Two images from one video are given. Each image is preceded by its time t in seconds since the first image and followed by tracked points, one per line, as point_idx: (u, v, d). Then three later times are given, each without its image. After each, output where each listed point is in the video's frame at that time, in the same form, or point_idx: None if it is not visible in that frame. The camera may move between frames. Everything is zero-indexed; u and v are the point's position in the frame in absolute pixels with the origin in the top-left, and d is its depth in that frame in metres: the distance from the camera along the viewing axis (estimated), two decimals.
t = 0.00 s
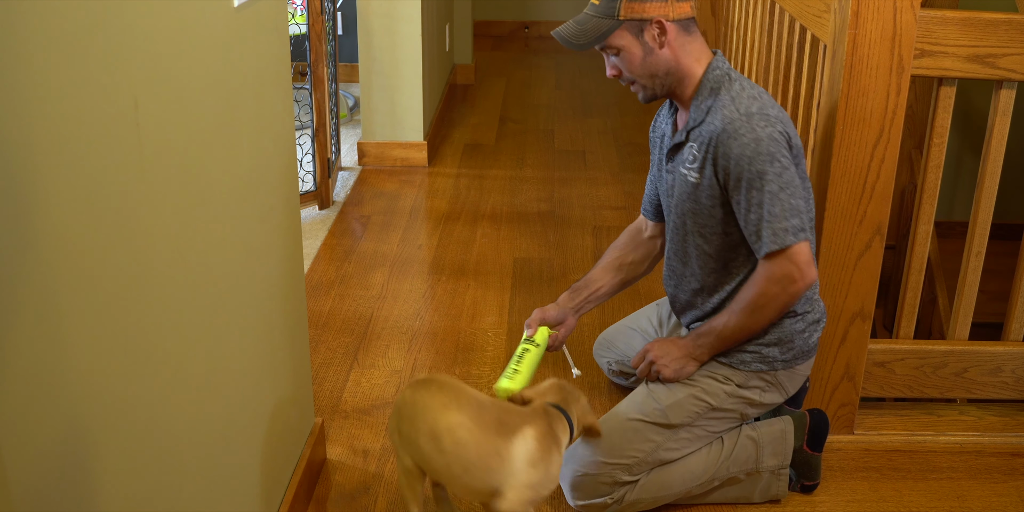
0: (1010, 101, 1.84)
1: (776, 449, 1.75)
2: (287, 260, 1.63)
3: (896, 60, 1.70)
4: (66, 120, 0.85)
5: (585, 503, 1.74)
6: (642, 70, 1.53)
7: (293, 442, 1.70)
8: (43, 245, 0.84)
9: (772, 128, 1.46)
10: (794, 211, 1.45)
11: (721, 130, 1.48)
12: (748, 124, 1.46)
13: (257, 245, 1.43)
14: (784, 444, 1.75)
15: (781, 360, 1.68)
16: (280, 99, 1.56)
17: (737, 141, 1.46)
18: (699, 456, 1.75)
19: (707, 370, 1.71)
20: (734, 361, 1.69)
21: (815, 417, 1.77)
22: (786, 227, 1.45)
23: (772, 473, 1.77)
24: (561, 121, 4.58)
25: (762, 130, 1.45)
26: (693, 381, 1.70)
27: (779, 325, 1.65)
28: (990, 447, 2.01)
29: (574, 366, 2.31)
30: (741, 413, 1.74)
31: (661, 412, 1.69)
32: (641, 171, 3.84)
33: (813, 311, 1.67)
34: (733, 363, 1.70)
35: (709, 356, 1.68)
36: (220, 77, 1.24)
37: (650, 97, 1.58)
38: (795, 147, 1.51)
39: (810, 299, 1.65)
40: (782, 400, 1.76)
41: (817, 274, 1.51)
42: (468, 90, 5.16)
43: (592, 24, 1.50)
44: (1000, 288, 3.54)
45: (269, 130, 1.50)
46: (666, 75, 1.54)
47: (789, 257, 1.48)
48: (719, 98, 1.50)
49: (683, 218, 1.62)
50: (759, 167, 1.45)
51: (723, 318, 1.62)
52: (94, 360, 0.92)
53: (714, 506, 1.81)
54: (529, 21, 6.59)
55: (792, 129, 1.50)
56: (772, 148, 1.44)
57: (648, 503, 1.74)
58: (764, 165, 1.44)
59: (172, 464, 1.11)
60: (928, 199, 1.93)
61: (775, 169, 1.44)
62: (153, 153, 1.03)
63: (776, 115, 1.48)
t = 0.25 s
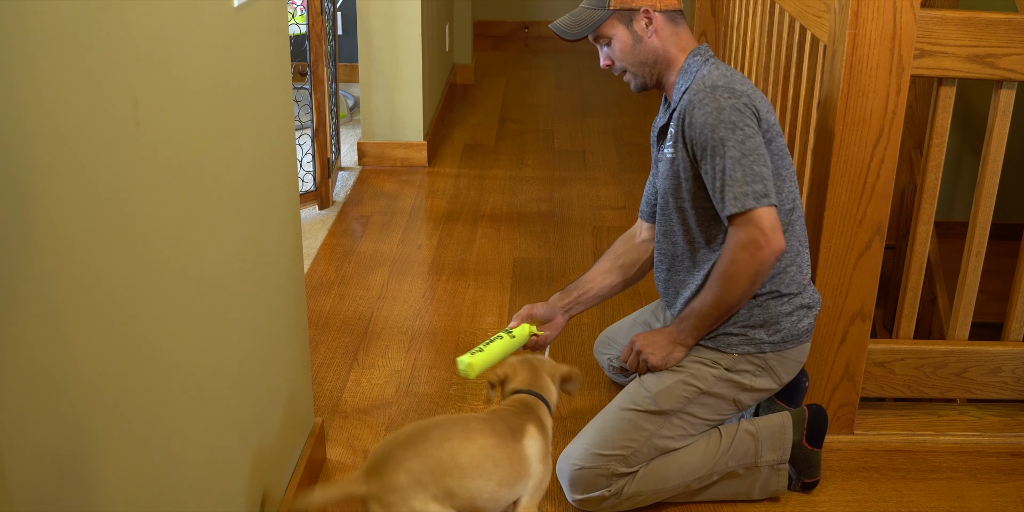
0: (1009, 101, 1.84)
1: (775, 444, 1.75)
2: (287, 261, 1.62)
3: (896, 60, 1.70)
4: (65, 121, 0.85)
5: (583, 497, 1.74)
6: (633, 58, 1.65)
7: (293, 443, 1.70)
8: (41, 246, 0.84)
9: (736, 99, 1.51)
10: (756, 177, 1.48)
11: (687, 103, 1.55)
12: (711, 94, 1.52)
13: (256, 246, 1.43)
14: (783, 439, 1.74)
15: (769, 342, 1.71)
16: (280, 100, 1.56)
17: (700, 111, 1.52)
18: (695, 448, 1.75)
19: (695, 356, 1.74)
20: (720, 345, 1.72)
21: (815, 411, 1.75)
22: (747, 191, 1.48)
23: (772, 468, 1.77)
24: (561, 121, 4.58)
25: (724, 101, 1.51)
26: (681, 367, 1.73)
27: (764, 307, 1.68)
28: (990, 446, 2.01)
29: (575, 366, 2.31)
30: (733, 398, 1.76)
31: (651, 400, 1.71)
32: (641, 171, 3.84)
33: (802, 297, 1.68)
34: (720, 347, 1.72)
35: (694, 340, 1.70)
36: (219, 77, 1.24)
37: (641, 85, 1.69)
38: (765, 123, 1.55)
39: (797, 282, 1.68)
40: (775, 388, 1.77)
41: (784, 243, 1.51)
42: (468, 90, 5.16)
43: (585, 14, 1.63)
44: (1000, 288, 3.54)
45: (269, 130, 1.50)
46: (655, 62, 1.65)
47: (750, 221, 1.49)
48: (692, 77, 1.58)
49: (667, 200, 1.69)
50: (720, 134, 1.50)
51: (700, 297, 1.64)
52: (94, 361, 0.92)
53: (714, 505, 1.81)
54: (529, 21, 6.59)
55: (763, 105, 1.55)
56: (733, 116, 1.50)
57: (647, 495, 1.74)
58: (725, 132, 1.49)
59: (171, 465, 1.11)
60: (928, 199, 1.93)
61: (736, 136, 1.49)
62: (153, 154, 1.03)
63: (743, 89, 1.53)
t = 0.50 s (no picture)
0: (1009, 101, 1.84)
1: (775, 443, 1.75)
2: (286, 260, 1.62)
3: (896, 60, 1.70)
4: (65, 121, 0.85)
5: (583, 493, 1.74)
6: (626, 66, 1.76)
7: (293, 443, 1.70)
8: (42, 247, 0.83)
9: (712, 86, 1.59)
10: (732, 154, 1.53)
11: (669, 95, 1.63)
12: (686, 82, 1.60)
13: (256, 245, 1.43)
14: (784, 439, 1.75)
15: (763, 330, 1.73)
16: (280, 100, 1.56)
17: (678, 99, 1.60)
18: (695, 445, 1.75)
19: (690, 347, 1.75)
20: (714, 334, 1.74)
21: (816, 411, 1.75)
22: (723, 168, 1.53)
23: (772, 467, 1.77)
24: (561, 121, 4.58)
25: (701, 88, 1.59)
26: (676, 359, 1.74)
27: (757, 295, 1.71)
28: (990, 447, 2.01)
29: (574, 366, 2.31)
30: (729, 389, 1.77)
31: (647, 392, 1.73)
32: (641, 171, 3.85)
33: (796, 287, 1.71)
34: (713, 336, 1.74)
35: (687, 330, 1.71)
36: (220, 77, 1.24)
37: (634, 92, 1.78)
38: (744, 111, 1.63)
39: (791, 272, 1.70)
40: (772, 379, 1.79)
41: (764, 219, 1.55)
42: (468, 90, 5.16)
43: (582, 23, 1.74)
44: (1000, 288, 3.54)
45: (269, 130, 1.50)
46: (647, 70, 1.76)
47: (728, 197, 1.53)
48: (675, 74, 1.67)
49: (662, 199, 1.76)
50: (697, 118, 1.56)
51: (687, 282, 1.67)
52: (93, 362, 0.92)
53: (714, 506, 1.81)
54: (529, 21, 6.59)
55: (740, 95, 1.63)
56: (710, 101, 1.57)
57: (647, 491, 1.75)
58: (702, 115, 1.56)
59: (171, 466, 1.11)
60: (928, 198, 1.93)
61: (712, 118, 1.55)
62: (153, 154, 1.03)
63: (719, 78, 1.62)
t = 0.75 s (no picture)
0: (1009, 102, 1.84)
1: (774, 440, 1.74)
2: (286, 260, 1.62)
3: (896, 60, 1.70)
4: (65, 122, 0.85)
5: (582, 488, 1.75)
6: (616, 76, 1.82)
7: (293, 442, 1.70)
8: (43, 247, 0.84)
9: (686, 84, 1.65)
10: (706, 144, 1.58)
11: (647, 97, 1.69)
12: (661, 82, 1.66)
13: (256, 244, 1.43)
14: (783, 435, 1.74)
15: (754, 321, 1.74)
16: (280, 99, 1.56)
17: (654, 98, 1.66)
18: (693, 440, 1.76)
19: (682, 339, 1.77)
20: (705, 326, 1.76)
21: (815, 408, 1.74)
22: (697, 157, 1.57)
23: (771, 464, 1.76)
24: (561, 121, 4.58)
25: (675, 85, 1.65)
26: (668, 352, 1.77)
27: (748, 285, 1.73)
28: (990, 446, 2.01)
29: (574, 366, 2.31)
30: (723, 381, 1.77)
31: (639, 385, 1.75)
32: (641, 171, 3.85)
33: (787, 278, 1.72)
34: (704, 328, 1.77)
35: (677, 323, 1.74)
36: (219, 77, 1.24)
37: (625, 102, 1.84)
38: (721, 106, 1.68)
39: (780, 261, 1.72)
40: (767, 370, 1.78)
41: (741, 204, 1.58)
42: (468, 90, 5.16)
43: (573, 37, 1.83)
44: (1000, 288, 3.54)
45: (269, 130, 1.50)
46: (636, 80, 1.81)
47: (704, 186, 1.57)
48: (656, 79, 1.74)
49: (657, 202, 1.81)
50: (671, 113, 1.61)
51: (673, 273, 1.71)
52: (93, 361, 0.92)
53: (713, 505, 1.81)
54: (529, 21, 6.59)
55: (717, 91, 1.69)
56: (683, 96, 1.62)
57: (646, 485, 1.75)
58: (676, 110, 1.61)
59: (171, 466, 1.11)
60: (928, 199, 1.93)
61: (686, 112, 1.60)
62: (152, 154, 1.03)
63: (693, 76, 1.68)
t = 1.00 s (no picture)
0: (1009, 102, 1.84)
1: (775, 438, 1.74)
2: (286, 260, 1.62)
3: (896, 60, 1.70)
4: (65, 122, 0.85)
5: (583, 486, 1.75)
6: (605, 87, 1.83)
7: (294, 442, 1.70)
8: (43, 247, 0.83)
9: (669, 85, 1.66)
10: (693, 141, 1.58)
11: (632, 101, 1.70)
12: (645, 85, 1.67)
13: (256, 244, 1.43)
14: (784, 433, 1.74)
15: (751, 315, 1.74)
16: (280, 99, 1.56)
17: (638, 101, 1.67)
18: (694, 438, 1.76)
19: (679, 336, 1.79)
20: (702, 322, 1.77)
21: (817, 408, 1.74)
22: (685, 155, 1.57)
23: (772, 463, 1.76)
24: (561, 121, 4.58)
25: (658, 87, 1.65)
26: (666, 349, 1.77)
27: (744, 279, 1.73)
28: (990, 447, 2.01)
29: (574, 366, 2.31)
30: (721, 376, 1.78)
31: (637, 382, 1.75)
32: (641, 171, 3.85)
33: (783, 271, 1.72)
34: (702, 323, 1.77)
35: (674, 319, 1.76)
36: (219, 76, 1.24)
37: (616, 112, 1.86)
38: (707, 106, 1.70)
39: (776, 254, 1.72)
40: (765, 364, 1.78)
41: (730, 197, 1.58)
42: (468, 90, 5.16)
43: (562, 51, 1.85)
44: (1000, 288, 3.54)
45: (269, 130, 1.50)
46: (625, 90, 1.82)
47: (693, 183, 1.58)
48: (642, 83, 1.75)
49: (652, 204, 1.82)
50: (656, 114, 1.62)
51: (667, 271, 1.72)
52: (93, 362, 0.92)
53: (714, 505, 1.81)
54: (529, 21, 6.59)
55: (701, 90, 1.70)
56: (667, 97, 1.63)
57: (646, 482, 1.75)
58: (661, 110, 1.62)
59: (171, 466, 1.11)
60: (928, 199, 1.93)
61: (671, 112, 1.61)
62: (152, 154, 1.03)
63: (677, 77, 1.69)
